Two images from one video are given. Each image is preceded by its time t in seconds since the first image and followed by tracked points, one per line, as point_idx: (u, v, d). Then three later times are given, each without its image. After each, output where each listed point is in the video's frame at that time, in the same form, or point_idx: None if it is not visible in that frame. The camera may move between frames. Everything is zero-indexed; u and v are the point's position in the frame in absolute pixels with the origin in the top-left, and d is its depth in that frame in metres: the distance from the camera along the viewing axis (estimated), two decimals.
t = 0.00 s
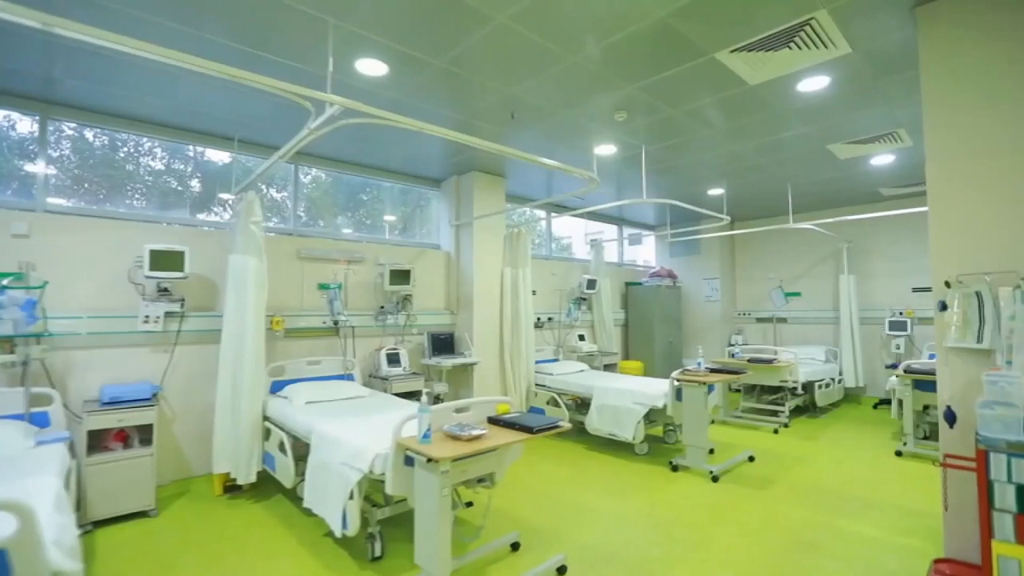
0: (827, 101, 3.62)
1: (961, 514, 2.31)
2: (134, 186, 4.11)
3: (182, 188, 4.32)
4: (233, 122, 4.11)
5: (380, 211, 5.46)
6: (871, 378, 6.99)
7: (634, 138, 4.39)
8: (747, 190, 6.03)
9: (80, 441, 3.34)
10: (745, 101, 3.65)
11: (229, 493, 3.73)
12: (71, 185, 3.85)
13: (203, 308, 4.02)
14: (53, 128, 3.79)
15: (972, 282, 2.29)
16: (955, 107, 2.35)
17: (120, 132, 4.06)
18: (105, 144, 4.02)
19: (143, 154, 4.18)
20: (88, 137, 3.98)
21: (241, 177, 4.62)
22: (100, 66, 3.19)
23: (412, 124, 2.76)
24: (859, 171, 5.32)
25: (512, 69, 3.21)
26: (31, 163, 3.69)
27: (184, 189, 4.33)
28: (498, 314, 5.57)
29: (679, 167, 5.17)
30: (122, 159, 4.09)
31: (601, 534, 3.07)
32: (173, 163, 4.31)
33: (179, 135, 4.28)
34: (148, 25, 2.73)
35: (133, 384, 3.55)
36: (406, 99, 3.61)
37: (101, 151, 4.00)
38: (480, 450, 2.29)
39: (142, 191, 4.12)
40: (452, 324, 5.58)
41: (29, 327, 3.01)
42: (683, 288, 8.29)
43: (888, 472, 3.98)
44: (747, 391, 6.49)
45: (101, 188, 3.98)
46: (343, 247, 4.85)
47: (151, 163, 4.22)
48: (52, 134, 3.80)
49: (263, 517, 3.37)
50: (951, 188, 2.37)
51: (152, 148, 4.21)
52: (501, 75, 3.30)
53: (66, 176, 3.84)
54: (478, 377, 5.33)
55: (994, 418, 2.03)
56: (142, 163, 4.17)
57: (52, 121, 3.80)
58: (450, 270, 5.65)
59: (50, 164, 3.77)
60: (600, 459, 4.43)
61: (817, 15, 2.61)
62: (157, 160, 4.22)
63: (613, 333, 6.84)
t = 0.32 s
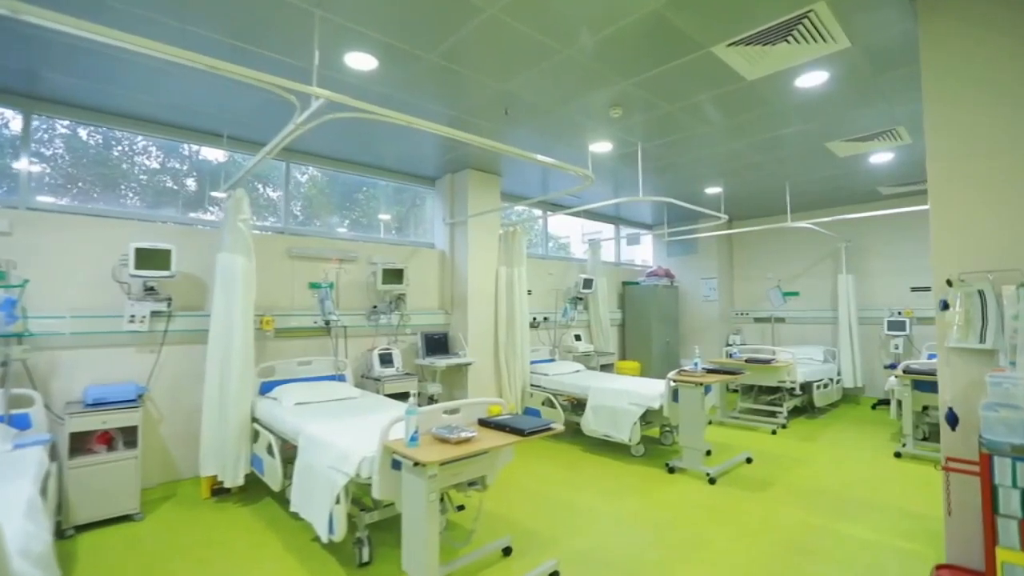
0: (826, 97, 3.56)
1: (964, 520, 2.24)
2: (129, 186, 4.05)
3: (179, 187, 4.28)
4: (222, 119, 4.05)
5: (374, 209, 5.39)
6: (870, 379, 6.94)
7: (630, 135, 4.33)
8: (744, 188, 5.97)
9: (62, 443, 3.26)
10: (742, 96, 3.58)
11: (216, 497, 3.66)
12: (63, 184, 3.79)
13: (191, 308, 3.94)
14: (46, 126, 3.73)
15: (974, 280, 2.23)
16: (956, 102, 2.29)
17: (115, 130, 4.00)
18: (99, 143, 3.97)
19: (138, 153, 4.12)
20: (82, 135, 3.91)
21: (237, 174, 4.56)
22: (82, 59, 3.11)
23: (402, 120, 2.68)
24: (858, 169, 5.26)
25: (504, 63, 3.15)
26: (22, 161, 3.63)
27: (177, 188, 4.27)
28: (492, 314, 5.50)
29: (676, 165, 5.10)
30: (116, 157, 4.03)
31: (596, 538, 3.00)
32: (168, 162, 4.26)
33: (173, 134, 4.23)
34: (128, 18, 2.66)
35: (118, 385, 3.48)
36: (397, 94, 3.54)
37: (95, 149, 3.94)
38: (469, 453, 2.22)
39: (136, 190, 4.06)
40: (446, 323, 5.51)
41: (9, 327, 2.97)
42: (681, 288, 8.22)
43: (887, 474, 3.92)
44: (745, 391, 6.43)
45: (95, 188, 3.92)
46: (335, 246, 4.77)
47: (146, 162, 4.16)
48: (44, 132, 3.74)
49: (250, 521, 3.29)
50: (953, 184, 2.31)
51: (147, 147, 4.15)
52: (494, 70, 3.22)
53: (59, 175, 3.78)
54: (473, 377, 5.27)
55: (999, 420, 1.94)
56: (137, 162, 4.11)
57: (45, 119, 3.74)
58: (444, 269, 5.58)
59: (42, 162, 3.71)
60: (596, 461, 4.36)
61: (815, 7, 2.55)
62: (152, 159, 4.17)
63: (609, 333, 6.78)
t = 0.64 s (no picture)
0: (823, 93, 3.51)
1: (965, 524, 2.18)
2: (121, 185, 3.97)
3: (173, 186, 4.21)
4: (209, 114, 3.96)
5: (368, 208, 5.32)
6: (867, 379, 6.90)
7: (625, 132, 4.27)
8: (741, 187, 5.92)
9: (42, 445, 3.17)
10: (738, 93, 3.53)
11: (202, 500, 3.59)
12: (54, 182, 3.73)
13: (177, 307, 3.86)
14: (38, 124, 3.69)
15: (975, 279, 2.17)
16: (956, 96, 2.23)
17: (107, 127, 3.94)
18: (91, 142, 3.91)
19: (130, 151, 4.05)
20: (74, 133, 3.85)
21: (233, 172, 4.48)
22: (61, 52, 3.03)
23: (391, 114, 2.57)
24: (855, 168, 5.21)
25: (496, 58, 3.08)
26: (12, 158, 3.57)
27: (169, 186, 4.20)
28: (486, 313, 5.44)
29: (672, 163, 5.05)
30: (110, 156, 3.97)
31: (590, 543, 2.94)
32: (162, 160, 4.19)
33: (165, 131, 4.17)
34: (106, 8, 2.58)
35: (100, 386, 3.39)
36: (386, 89, 3.47)
37: (87, 147, 3.87)
38: (457, 456, 2.15)
39: (128, 188, 3.99)
40: (440, 323, 5.44)
41: None
42: (677, 287, 8.17)
43: (885, 476, 3.88)
44: (741, 392, 6.38)
45: (87, 186, 3.86)
46: (326, 244, 4.70)
47: (139, 160, 4.09)
48: (35, 130, 3.69)
49: (236, 525, 3.22)
50: (953, 181, 2.25)
51: (140, 145, 4.08)
52: (485, 64, 3.16)
53: (49, 173, 3.72)
54: (466, 378, 5.20)
55: (1000, 422, 1.88)
56: (129, 160, 4.04)
57: (36, 116, 3.69)
58: (437, 268, 5.51)
59: (32, 160, 3.66)
60: (590, 463, 4.30)
61: None
62: (145, 157, 4.09)
63: (605, 333, 6.73)
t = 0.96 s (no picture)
0: (819, 89, 3.46)
1: (964, 528, 2.13)
2: (110, 183, 3.90)
3: (165, 184, 4.14)
4: (193, 109, 3.86)
5: (360, 207, 5.25)
6: (862, 379, 6.87)
7: (619, 129, 4.21)
8: (737, 185, 5.87)
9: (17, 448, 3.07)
10: (734, 88, 3.47)
11: (186, 503, 3.51)
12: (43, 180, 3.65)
13: (160, 306, 3.77)
14: (27, 121, 3.61)
15: (975, 277, 2.12)
16: (955, 89, 2.18)
17: (97, 125, 3.87)
18: (81, 139, 3.83)
19: (121, 149, 3.98)
20: (63, 131, 3.77)
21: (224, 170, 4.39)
22: (36, 43, 2.92)
23: (377, 107, 2.47)
24: (850, 166, 5.17)
25: (486, 50, 3.01)
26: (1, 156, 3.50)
27: (160, 184, 4.13)
28: (479, 313, 5.36)
29: (666, 161, 4.99)
30: (100, 153, 3.89)
31: (582, 547, 2.87)
32: (154, 157, 4.13)
33: (157, 129, 4.10)
34: None
35: (80, 387, 3.30)
36: (373, 83, 3.39)
37: (76, 145, 3.80)
38: (443, 460, 2.08)
39: (119, 187, 3.92)
40: (432, 323, 5.36)
41: None
42: (673, 287, 8.12)
43: (882, 478, 3.83)
44: (736, 392, 6.34)
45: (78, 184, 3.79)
46: (315, 242, 4.62)
47: (130, 158, 4.03)
48: (25, 127, 3.62)
49: (220, 530, 3.14)
50: (952, 177, 2.19)
51: (131, 142, 4.01)
52: (475, 57, 3.08)
53: (38, 170, 3.63)
54: (458, 378, 5.12)
55: (1001, 424, 1.80)
56: (119, 158, 3.97)
57: (26, 112, 3.62)
58: (429, 267, 5.43)
59: (21, 157, 3.57)
60: (584, 465, 4.23)
61: None
62: (137, 155, 4.03)
63: (600, 333, 6.67)
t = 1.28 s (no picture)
0: (814, 85, 3.41)
1: (963, 533, 2.08)
2: (100, 182, 3.81)
3: (156, 182, 4.07)
4: (177, 103, 3.76)
5: (351, 205, 5.17)
6: (856, 379, 6.86)
7: (612, 126, 4.15)
8: (731, 184, 5.82)
9: None
10: (728, 84, 3.41)
11: (169, 507, 3.42)
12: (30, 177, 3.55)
13: (142, 304, 3.68)
14: (14, 118, 3.53)
15: (974, 275, 2.07)
16: (954, 81, 2.12)
17: (86, 121, 3.79)
18: (70, 136, 3.74)
19: (111, 147, 3.90)
20: (52, 128, 3.69)
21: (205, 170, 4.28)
22: (9, 33, 2.81)
23: (360, 99, 2.38)
24: (845, 165, 5.14)
25: (475, 43, 2.93)
26: None
27: (151, 182, 4.04)
28: (470, 313, 5.29)
29: (660, 158, 4.94)
30: (89, 151, 3.81)
31: (573, 552, 2.80)
32: (144, 155, 4.05)
33: (147, 125, 4.01)
34: None
35: (56, 388, 3.20)
36: (360, 75, 3.31)
37: (65, 142, 3.71)
38: (427, 463, 2.01)
39: (108, 186, 3.84)
40: (422, 322, 5.28)
41: None
42: (667, 287, 8.08)
43: (877, 479, 3.79)
44: (731, 392, 6.30)
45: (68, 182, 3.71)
46: (303, 240, 4.54)
47: (120, 156, 3.95)
48: (12, 124, 3.53)
49: (202, 535, 3.05)
50: (951, 172, 2.14)
51: (122, 140, 3.94)
52: (464, 50, 3.01)
53: (26, 168, 3.53)
54: (449, 378, 5.05)
55: (1003, 426, 1.73)
56: (108, 155, 3.89)
57: (13, 109, 3.53)
58: (420, 266, 5.35)
59: (6, 155, 3.48)
60: (576, 467, 4.17)
61: None
62: (127, 153, 3.95)
63: (593, 333, 6.61)
